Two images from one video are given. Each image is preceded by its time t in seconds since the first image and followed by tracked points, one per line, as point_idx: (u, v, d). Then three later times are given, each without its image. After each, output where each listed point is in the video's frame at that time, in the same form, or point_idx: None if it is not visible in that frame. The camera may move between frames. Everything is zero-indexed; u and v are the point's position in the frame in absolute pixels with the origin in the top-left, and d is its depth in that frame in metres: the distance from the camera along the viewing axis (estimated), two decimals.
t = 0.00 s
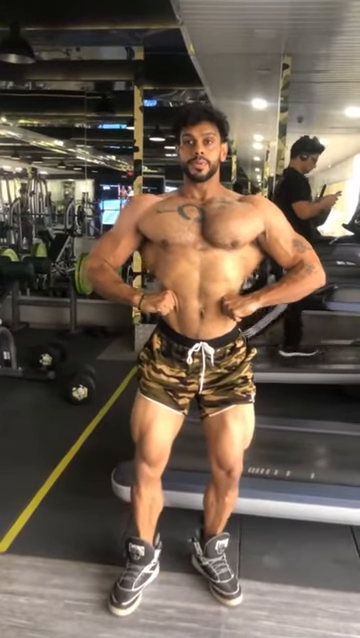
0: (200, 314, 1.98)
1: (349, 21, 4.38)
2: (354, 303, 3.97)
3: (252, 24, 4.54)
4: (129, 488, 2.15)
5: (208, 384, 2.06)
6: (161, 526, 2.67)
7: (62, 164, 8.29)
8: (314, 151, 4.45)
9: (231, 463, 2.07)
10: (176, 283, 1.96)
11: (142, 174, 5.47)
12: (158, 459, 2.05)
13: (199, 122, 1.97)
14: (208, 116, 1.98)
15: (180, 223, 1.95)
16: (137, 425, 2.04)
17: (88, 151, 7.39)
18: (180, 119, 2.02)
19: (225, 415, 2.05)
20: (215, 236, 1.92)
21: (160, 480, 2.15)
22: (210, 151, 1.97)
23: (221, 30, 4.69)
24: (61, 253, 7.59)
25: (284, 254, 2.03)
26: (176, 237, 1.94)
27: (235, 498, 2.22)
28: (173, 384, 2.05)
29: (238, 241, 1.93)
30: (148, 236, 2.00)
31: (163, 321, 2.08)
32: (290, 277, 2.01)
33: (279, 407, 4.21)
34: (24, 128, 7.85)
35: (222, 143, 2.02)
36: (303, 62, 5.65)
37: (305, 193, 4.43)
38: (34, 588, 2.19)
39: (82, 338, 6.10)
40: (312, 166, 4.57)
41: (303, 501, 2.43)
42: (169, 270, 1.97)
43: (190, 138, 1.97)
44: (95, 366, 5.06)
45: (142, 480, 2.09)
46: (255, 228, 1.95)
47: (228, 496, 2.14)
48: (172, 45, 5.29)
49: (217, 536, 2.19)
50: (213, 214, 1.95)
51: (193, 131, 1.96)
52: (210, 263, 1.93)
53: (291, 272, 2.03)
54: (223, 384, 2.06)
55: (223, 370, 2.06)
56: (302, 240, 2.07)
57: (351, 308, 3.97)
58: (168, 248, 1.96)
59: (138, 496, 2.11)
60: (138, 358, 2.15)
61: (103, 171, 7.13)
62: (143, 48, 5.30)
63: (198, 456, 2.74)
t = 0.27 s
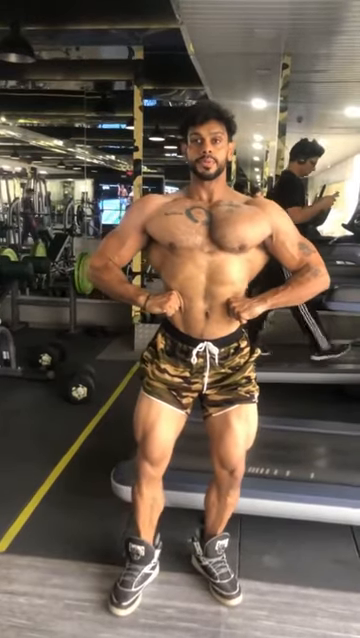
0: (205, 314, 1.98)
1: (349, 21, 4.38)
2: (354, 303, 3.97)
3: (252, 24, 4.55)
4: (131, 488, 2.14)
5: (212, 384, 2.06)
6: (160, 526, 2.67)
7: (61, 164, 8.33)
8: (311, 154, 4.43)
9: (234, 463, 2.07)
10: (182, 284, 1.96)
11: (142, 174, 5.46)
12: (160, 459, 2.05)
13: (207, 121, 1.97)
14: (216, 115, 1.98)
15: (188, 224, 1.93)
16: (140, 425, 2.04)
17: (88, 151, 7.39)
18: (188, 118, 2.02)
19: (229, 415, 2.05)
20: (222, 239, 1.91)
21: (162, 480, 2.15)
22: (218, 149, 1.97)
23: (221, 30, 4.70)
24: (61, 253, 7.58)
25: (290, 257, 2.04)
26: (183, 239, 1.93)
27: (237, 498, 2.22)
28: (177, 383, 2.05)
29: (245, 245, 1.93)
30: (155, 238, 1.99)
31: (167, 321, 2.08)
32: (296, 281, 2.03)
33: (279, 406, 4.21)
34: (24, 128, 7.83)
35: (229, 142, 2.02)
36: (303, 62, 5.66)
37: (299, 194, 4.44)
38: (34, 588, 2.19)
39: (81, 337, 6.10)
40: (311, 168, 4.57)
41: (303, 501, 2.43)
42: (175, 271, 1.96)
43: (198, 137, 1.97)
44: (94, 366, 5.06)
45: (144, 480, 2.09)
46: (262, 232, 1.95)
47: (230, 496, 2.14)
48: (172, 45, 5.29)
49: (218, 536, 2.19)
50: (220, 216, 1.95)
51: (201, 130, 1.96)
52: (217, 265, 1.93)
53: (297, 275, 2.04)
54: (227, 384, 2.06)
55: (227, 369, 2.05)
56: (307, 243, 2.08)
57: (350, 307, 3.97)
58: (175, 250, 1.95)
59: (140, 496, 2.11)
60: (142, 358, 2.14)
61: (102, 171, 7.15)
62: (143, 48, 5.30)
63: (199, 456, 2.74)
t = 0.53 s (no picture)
0: (208, 313, 1.98)
1: (348, 21, 4.39)
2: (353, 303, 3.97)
3: (252, 23, 4.54)
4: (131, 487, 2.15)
5: (213, 384, 2.05)
6: (160, 526, 2.67)
7: (60, 164, 8.28)
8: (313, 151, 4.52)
9: (234, 463, 2.07)
10: (186, 285, 1.96)
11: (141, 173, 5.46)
12: (160, 459, 2.05)
13: (214, 120, 1.96)
14: (222, 114, 1.98)
15: (195, 228, 1.92)
16: (141, 424, 2.04)
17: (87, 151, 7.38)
18: (194, 116, 2.01)
19: (229, 415, 2.05)
20: (229, 245, 1.91)
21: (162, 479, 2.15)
22: (224, 148, 1.96)
23: (221, 29, 4.70)
24: (59, 253, 7.63)
25: (293, 265, 2.05)
26: (191, 243, 1.91)
27: (237, 498, 2.22)
28: (179, 384, 2.04)
29: (251, 252, 1.93)
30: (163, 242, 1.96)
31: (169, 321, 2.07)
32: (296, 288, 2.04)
33: (278, 406, 4.21)
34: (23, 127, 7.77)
35: (236, 142, 2.01)
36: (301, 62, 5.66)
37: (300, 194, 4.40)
38: (33, 588, 2.18)
39: (80, 337, 6.10)
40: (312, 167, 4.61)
41: (302, 501, 2.43)
42: (179, 272, 1.96)
43: (204, 136, 1.96)
44: (94, 365, 5.06)
45: (144, 479, 2.09)
46: (267, 239, 1.95)
47: (230, 496, 2.14)
48: (171, 44, 5.29)
49: (217, 536, 2.19)
50: (227, 220, 1.94)
51: (207, 129, 1.96)
52: (222, 269, 1.93)
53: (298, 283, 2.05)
54: (228, 384, 2.05)
55: (228, 369, 2.05)
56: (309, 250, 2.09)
57: (350, 307, 3.97)
58: (182, 254, 1.94)
59: (140, 496, 2.11)
60: (142, 358, 2.14)
61: (100, 171, 7.25)
62: (142, 48, 5.29)
63: (198, 456, 2.74)
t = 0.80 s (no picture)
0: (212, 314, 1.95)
1: (346, 21, 4.38)
2: (351, 303, 3.98)
3: (250, 23, 4.53)
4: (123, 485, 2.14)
5: (214, 383, 2.04)
6: (158, 526, 2.67)
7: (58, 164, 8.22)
8: (312, 155, 4.44)
9: (235, 462, 2.08)
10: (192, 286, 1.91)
11: (139, 173, 5.46)
12: (155, 458, 2.06)
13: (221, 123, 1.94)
14: (230, 117, 1.96)
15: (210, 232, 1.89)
16: (137, 423, 2.04)
17: (85, 151, 7.37)
18: (201, 119, 1.99)
19: (231, 414, 2.06)
20: (239, 253, 1.91)
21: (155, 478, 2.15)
22: (232, 151, 1.93)
23: (219, 30, 4.69)
24: (57, 253, 7.76)
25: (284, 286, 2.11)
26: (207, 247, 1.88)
27: (236, 498, 2.22)
28: (179, 383, 2.03)
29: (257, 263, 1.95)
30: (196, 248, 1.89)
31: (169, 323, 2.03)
32: (276, 312, 2.17)
33: (277, 406, 4.21)
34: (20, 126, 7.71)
35: (244, 143, 1.98)
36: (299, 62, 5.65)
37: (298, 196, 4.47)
38: (30, 589, 2.18)
39: (78, 337, 6.10)
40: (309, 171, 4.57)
41: (300, 502, 2.43)
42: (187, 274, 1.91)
43: (212, 139, 1.94)
44: (92, 365, 5.06)
45: (137, 478, 2.09)
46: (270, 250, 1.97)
47: (230, 496, 2.14)
48: (169, 44, 5.28)
49: (216, 536, 2.19)
50: (239, 225, 1.93)
51: (215, 131, 1.93)
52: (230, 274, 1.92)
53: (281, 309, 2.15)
54: (230, 382, 2.05)
55: (229, 368, 2.04)
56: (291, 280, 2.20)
57: (348, 307, 3.97)
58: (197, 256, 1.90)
59: (133, 494, 2.10)
60: (140, 358, 2.13)
61: (98, 171, 7.21)
62: (140, 48, 5.29)
63: (197, 456, 2.74)
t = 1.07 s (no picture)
0: (207, 315, 1.96)
1: (343, 21, 4.39)
2: (349, 303, 3.97)
3: (247, 23, 4.53)
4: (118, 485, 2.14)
5: (213, 384, 2.04)
6: (156, 526, 2.67)
7: (55, 164, 8.06)
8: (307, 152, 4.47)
9: (234, 463, 2.07)
10: (188, 288, 1.92)
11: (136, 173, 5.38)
12: (151, 459, 2.05)
13: (213, 125, 1.94)
14: (222, 119, 1.96)
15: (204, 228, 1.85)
16: (132, 425, 2.04)
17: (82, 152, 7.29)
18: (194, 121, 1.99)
19: (230, 415, 2.05)
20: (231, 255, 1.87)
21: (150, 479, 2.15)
22: (224, 154, 1.94)
23: (216, 29, 4.69)
24: (55, 253, 7.74)
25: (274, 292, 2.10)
26: (201, 245, 1.87)
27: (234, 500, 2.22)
28: (174, 385, 2.04)
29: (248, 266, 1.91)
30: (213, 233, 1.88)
31: (167, 325, 2.05)
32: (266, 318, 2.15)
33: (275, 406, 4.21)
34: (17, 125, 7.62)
35: (236, 145, 1.99)
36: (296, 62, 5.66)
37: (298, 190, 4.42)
38: (28, 590, 2.17)
39: (76, 337, 6.09)
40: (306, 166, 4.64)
41: (298, 502, 2.43)
42: (182, 276, 1.91)
43: (204, 142, 1.94)
44: (90, 366, 5.05)
45: (131, 479, 2.09)
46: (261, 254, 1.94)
47: (228, 496, 2.13)
48: (167, 44, 5.28)
49: (215, 537, 2.18)
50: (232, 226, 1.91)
51: (207, 134, 1.93)
52: (223, 276, 1.90)
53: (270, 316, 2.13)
54: (229, 383, 2.05)
55: (227, 369, 2.04)
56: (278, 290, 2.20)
57: (346, 306, 3.97)
58: (193, 254, 1.89)
59: (126, 494, 2.10)
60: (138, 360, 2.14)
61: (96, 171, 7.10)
62: (137, 48, 5.28)
63: (195, 457, 2.74)
